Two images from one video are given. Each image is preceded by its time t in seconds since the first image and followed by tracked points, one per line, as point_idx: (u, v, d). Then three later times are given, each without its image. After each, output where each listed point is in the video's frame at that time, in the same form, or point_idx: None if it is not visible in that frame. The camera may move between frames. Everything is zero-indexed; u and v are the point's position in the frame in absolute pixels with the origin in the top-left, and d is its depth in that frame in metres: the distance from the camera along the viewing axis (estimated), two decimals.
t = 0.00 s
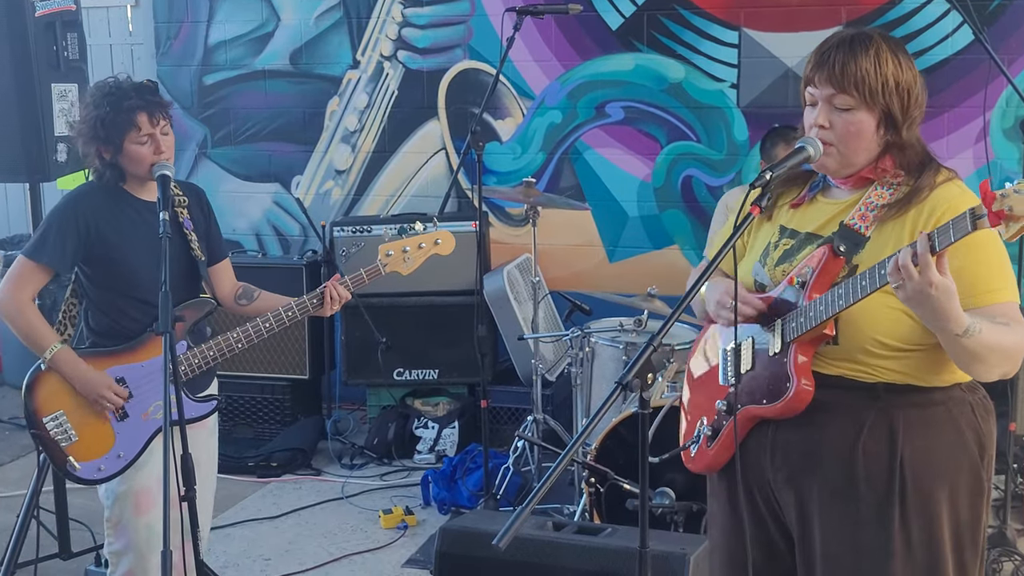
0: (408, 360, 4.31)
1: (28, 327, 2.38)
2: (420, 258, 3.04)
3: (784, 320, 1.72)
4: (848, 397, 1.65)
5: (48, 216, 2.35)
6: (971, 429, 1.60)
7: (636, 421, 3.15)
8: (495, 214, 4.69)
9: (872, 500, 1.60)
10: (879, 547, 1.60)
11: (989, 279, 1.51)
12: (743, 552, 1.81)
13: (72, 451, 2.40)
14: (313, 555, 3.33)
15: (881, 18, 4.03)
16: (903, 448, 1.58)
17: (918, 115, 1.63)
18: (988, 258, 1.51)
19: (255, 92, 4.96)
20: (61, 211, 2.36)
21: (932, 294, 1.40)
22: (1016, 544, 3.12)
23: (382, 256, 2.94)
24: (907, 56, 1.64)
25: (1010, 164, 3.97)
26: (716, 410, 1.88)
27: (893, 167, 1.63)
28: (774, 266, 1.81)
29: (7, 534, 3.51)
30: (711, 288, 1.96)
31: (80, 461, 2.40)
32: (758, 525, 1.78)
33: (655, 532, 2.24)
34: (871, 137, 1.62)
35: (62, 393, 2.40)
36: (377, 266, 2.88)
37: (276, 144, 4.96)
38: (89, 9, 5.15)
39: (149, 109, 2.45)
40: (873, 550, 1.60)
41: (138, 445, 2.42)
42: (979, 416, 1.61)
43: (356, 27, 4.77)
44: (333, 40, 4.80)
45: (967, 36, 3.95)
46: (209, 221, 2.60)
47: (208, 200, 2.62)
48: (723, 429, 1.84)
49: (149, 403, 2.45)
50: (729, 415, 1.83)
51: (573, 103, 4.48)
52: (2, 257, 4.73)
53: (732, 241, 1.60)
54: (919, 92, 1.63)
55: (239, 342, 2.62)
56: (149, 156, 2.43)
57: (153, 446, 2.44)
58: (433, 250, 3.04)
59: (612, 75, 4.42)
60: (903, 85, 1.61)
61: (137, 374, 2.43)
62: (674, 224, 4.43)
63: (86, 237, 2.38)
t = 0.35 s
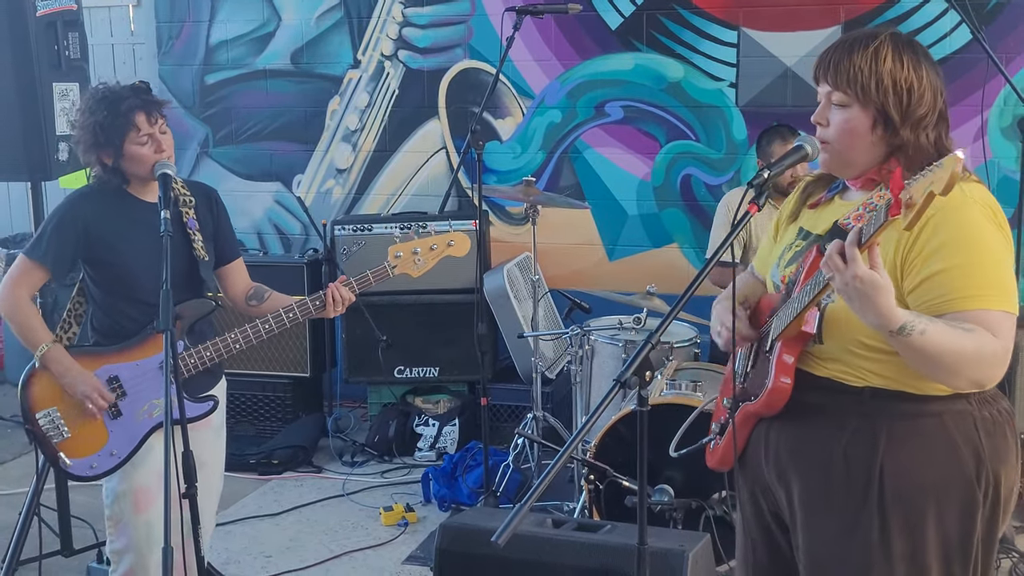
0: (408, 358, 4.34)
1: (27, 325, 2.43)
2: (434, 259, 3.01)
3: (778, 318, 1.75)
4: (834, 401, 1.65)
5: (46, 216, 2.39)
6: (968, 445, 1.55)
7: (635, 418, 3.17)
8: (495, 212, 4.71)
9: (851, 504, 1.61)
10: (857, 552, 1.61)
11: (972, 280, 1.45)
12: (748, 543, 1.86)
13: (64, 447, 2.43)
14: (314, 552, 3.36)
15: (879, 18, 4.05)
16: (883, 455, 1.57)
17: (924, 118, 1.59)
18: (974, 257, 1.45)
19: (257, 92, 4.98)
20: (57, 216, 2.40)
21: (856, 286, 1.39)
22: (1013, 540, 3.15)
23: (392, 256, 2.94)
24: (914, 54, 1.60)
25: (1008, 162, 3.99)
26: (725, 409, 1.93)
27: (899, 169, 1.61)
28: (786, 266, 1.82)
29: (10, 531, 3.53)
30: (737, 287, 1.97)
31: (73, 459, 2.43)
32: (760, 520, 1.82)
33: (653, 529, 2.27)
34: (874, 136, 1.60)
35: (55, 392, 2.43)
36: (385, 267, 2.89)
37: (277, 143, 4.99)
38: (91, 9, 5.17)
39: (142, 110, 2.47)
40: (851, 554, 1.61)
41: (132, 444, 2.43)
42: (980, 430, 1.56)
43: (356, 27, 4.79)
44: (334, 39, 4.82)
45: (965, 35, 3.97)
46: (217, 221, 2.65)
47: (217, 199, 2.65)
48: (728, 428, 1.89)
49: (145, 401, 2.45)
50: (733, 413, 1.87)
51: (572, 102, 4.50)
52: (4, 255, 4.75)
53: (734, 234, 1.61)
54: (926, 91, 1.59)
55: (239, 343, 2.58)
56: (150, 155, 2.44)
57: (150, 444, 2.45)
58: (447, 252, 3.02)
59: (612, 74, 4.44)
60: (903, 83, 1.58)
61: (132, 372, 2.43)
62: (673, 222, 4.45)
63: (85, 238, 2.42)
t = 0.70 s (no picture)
0: (409, 357, 4.33)
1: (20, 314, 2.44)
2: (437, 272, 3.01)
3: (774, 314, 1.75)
4: (824, 402, 1.64)
5: (47, 206, 2.40)
6: (954, 448, 1.53)
7: (636, 417, 3.16)
8: (496, 211, 4.71)
9: (836, 505, 1.61)
10: (842, 551, 1.61)
11: (961, 283, 1.44)
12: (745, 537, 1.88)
13: (49, 439, 2.44)
14: (315, 550, 3.36)
15: (881, 16, 4.04)
16: (865, 457, 1.57)
17: (927, 116, 1.58)
18: (964, 260, 1.44)
19: (257, 90, 4.98)
20: (60, 207, 2.40)
21: (831, 292, 1.40)
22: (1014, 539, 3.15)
23: (395, 268, 2.92)
24: (916, 50, 1.59)
25: (1009, 161, 3.99)
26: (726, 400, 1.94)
27: (899, 167, 1.61)
28: (787, 262, 1.81)
29: (10, 529, 3.53)
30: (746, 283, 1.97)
31: (57, 450, 2.43)
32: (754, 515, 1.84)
33: (654, 527, 2.27)
34: (875, 134, 1.60)
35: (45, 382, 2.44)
36: (386, 279, 2.86)
37: (278, 142, 4.98)
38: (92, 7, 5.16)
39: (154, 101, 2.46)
40: (836, 553, 1.62)
41: (117, 440, 2.42)
42: (969, 433, 1.54)
43: (358, 25, 4.78)
44: (335, 38, 4.82)
45: (967, 33, 3.96)
46: (223, 223, 2.66)
47: (224, 201, 2.66)
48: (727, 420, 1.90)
49: (134, 398, 2.44)
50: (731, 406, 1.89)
51: (573, 101, 4.50)
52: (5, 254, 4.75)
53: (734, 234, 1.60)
54: (929, 88, 1.57)
55: (231, 345, 2.55)
56: (149, 152, 2.44)
57: (139, 440, 2.44)
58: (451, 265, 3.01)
59: (613, 72, 4.43)
60: (905, 81, 1.57)
61: (123, 367, 2.43)
62: (674, 220, 4.44)
63: (84, 231, 2.42)
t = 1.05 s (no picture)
0: (410, 356, 4.34)
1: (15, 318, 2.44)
2: (432, 273, 3.01)
3: (770, 314, 1.72)
4: (822, 396, 1.65)
5: (42, 211, 2.39)
6: (950, 439, 1.56)
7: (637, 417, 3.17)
8: (496, 210, 4.72)
9: (837, 499, 1.61)
10: (844, 547, 1.60)
11: (971, 285, 1.46)
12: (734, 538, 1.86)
13: (49, 443, 2.45)
14: (316, 550, 3.36)
15: (881, 15, 4.04)
16: (868, 450, 1.57)
17: (920, 123, 1.60)
18: (974, 263, 1.46)
19: (258, 90, 4.98)
20: (53, 212, 2.39)
21: (872, 297, 1.37)
22: (1015, 539, 3.15)
23: (389, 270, 2.93)
24: (916, 57, 1.61)
25: (1009, 160, 3.99)
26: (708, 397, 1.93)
27: (891, 169, 1.62)
28: (774, 260, 1.80)
29: (11, 529, 3.54)
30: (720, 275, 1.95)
31: (57, 455, 2.45)
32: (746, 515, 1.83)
33: (654, 527, 2.27)
34: (870, 138, 1.61)
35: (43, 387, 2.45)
36: (382, 280, 2.87)
37: (279, 141, 4.98)
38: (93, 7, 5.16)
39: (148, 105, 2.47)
40: (838, 549, 1.61)
41: (116, 444, 2.43)
42: (964, 425, 1.56)
43: (358, 25, 4.78)
44: (336, 37, 4.82)
45: (967, 33, 3.96)
46: (216, 222, 2.64)
47: (215, 198, 2.64)
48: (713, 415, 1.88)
49: (132, 401, 2.45)
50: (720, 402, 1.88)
51: (573, 100, 4.50)
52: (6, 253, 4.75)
53: (732, 236, 1.60)
54: (925, 96, 1.60)
55: (229, 348, 2.56)
56: (150, 152, 2.44)
57: (139, 442, 2.45)
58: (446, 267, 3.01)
59: (613, 72, 4.43)
60: (904, 88, 1.59)
61: (122, 370, 2.44)
62: (674, 220, 4.45)
63: (78, 237, 2.42)
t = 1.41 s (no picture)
0: (411, 357, 4.34)
1: (19, 317, 2.42)
2: (427, 266, 3.01)
3: (777, 319, 1.72)
4: (836, 394, 1.64)
5: (46, 210, 2.39)
6: (956, 426, 1.60)
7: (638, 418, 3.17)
8: (498, 211, 4.72)
9: (860, 496, 1.59)
10: (869, 544, 1.58)
11: (979, 278, 1.50)
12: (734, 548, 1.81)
13: (56, 445, 2.43)
14: (318, 550, 3.36)
15: (883, 17, 4.04)
16: (893, 442, 1.57)
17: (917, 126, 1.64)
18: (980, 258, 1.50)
19: (259, 91, 4.99)
20: (55, 212, 2.38)
21: (928, 300, 1.39)
22: (1016, 541, 3.14)
23: (387, 262, 2.93)
24: (916, 63, 1.65)
25: (1010, 161, 3.99)
26: (707, 405, 1.87)
27: (884, 169, 1.64)
28: (766, 264, 1.81)
29: (14, 529, 3.54)
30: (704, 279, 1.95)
31: (64, 456, 2.43)
32: (753, 523, 1.77)
33: (656, 528, 2.27)
34: (873, 138, 1.63)
35: (49, 387, 2.44)
36: (380, 273, 2.87)
37: (280, 142, 4.99)
38: (94, 8, 5.17)
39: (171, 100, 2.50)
40: (862, 547, 1.58)
41: (124, 443, 2.43)
42: (964, 413, 1.62)
43: (360, 26, 4.78)
44: (337, 38, 4.82)
45: (968, 34, 3.96)
46: (212, 223, 2.65)
47: (212, 198, 2.65)
48: (714, 423, 1.83)
49: (139, 400, 2.45)
50: (721, 410, 1.83)
51: (574, 102, 4.51)
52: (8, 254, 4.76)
53: (732, 238, 1.61)
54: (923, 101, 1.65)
55: (233, 343, 2.58)
56: (153, 154, 2.45)
57: (143, 443, 2.46)
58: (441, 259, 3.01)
59: (614, 73, 4.44)
60: (909, 92, 1.62)
61: (127, 370, 2.45)
62: (676, 220, 4.45)
63: (79, 235, 2.41)
